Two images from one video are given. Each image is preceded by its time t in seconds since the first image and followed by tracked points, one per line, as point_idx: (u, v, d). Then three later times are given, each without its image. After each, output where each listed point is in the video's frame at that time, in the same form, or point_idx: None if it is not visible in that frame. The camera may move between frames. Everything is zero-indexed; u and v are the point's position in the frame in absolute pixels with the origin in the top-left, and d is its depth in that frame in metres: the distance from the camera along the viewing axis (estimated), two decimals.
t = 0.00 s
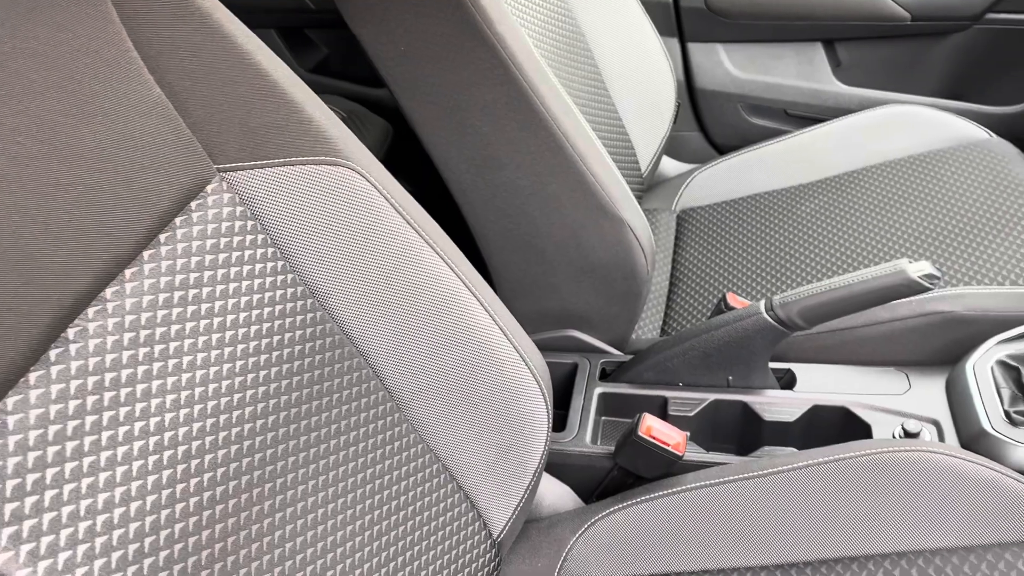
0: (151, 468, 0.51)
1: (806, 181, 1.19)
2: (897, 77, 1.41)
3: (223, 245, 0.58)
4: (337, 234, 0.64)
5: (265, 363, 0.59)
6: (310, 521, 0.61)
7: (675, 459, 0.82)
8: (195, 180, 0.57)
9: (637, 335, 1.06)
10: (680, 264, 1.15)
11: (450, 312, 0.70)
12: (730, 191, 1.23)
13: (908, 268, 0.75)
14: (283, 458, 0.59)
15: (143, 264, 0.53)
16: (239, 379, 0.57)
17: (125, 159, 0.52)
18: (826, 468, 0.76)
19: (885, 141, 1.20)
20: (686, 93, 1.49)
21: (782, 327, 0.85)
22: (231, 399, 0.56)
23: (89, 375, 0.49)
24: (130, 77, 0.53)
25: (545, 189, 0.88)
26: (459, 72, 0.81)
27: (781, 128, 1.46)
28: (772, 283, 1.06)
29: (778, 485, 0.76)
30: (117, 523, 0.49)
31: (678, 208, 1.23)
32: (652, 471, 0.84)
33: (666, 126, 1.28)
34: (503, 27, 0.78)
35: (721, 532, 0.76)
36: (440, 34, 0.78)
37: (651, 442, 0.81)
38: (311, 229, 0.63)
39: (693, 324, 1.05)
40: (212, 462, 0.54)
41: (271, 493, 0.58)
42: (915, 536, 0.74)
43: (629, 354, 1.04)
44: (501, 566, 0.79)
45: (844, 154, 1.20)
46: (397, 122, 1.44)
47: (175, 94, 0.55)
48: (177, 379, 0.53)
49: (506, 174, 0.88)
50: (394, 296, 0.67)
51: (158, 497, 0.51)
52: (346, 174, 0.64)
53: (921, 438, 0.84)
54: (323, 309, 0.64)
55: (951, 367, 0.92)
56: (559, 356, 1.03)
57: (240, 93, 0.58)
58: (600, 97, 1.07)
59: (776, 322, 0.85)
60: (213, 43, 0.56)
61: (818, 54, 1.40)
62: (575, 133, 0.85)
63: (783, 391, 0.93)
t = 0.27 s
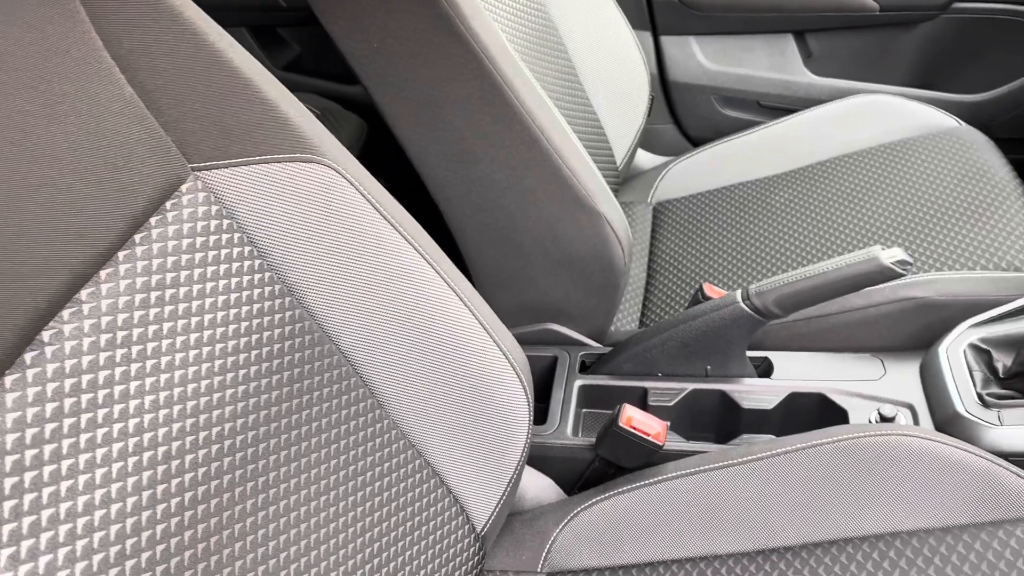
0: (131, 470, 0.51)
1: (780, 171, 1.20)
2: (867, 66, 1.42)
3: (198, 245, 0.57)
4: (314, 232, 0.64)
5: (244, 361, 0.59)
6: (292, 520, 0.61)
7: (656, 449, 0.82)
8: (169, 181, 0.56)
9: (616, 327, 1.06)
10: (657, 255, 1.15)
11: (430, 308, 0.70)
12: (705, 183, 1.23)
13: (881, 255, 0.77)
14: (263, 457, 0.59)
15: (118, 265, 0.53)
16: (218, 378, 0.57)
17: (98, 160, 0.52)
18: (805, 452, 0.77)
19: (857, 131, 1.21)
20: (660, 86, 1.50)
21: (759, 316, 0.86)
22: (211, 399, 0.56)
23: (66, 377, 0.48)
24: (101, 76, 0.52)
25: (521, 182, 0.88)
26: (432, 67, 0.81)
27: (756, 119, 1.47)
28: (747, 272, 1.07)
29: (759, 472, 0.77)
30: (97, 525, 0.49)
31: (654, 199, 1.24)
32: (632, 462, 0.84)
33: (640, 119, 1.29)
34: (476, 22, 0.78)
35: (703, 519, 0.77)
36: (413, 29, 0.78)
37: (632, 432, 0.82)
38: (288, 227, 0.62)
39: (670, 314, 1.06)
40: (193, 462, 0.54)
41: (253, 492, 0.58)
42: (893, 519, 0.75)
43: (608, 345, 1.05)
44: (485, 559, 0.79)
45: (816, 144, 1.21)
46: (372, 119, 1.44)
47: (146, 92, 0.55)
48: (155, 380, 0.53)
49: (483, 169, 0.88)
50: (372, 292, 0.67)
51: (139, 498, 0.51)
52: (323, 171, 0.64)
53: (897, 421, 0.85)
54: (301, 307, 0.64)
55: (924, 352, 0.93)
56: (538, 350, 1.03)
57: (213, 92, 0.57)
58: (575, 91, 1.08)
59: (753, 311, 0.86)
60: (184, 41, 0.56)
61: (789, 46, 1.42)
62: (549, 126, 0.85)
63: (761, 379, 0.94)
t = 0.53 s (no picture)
0: (109, 471, 0.50)
1: (753, 161, 1.21)
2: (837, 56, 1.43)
3: (172, 243, 0.57)
4: (289, 228, 0.63)
5: (221, 360, 0.58)
6: (274, 517, 0.60)
7: (635, 439, 0.83)
8: (141, 179, 0.56)
9: (594, 319, 1.07)
10: (633, 247, 1.16)
11: (407, 303, 0.69)
12: (679, 174, 1.24)
13: (853, 242, 0.77)
14: (244, 455, 0.59)
15: (91, 265, 0.52)
16: (196, 376, 0.56)
17: (68, 158, 0.51)
18: (784, 437, 0.78)
19: (828, 120, 1.22)
20: (632, 79, 1.51)
21: (735, 305, 0.87)
22: (189, 398, 0.56)
23: (41, 379, 0.48)
24: (69, 74, 0.51)
25: (496, 176, 0.88)
26: (404, 62, 0.80)
27: (728, 110, 1.49)
28: (722, 262, 1.07)
29: (738, 457, 0.78)
30: (76, 526, 0.48)
31: (630, 192, 1.25)
32: (612, 452, 0.85)
33: (614, 112, 1.29)
34: (446, 15, 0.77)
35: (684, 506, 0.78)
36: (384, 24, 0.78)
37: (612, 423, 0.82)
38: (263, 224, 0.62)
39: (647, 305, 1.07)
40: (172, 462, 0.54)
41: (234, 490, 0.58)
42: (870, 501, 0.76)
43: (586, 337, 1.05)
44: (468, 553, 0.79)
45: (788, 134, 1.22)
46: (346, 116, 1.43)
47: (115, 90, 0.54)
48: (132, 380, 0.53)
49: (458, 163, 0.88)
50: (347, 287, 0.66)
51: (117, 499, 0.51)
52: (297, 167, 0.63)
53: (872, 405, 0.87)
54: (278, 305, 0.63)
55: (898, 337, 0.95)
56: (517, 343, 1.03)
57: (183, 89, 0.57)
58: (548, 85, 1.08)
59: (729, 300, 0.87)
60: (153, 38, 0.55)
61: (760, 37, 1.43)
62: (524, 120, 0.85)
63: (738, 366, 0.95)
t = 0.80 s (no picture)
0: (87, 472, 0.50)
1: (726, 151, 1.22)
2: (807, 46, 1.44)
3: (146, 242, 0.56)
4: (264, 224, 0.63)
5: (199, 358, 0.58)
6: (256, 515, 0.60)
7: (617, 429, 0.83)
8: (113, 177, 0.55)
9: (572, 311, 1.07)
10: (609, 238, 1.16)
11: (384, 297, 0.69)
12: (654, 165, 1.25)
13: (827, 229, 0.78)
14: (224, 454, 0.58)
15: (64, 265, 0.51)
16: (174, 375, 0.56)
17: (37, 156, 0.50)
18: (764, 422, 0.78)
19: (800, 110, 1.23)
20: (605, 72, 1.51)
21: (713, 293, 0.87)
22: (167, 397, 0.55)
23: (15, 381, 0.47)
24: (36, 70, 0.50)
25: (471, 170, 0.88)
26: (377, 56, 0.80)
27: (700, 102, 1.50)
28: (698, 251, 1.08)
29: (719, 444, 0.78)
30: (55, 529, 0.48)
31: (605, 184, 1.25)
32: (594, 443, 0.85)
33: (587, 104, 1.30)
34: (418, 9, 0.77)
35: (667, 493, 0.78)
36: (356, 17, 0.77)
37: (593, 413, 0.82)
38: (237, 220, 0.61)
39: (624, 296, 1.07)
40: (151, 462, 0.53)
41: (215, 489, 0.57)
42: (851, 484, 0.76)
43: (564, 330, 1.05)
44: (452, 547, 0.79)
45: (761, 124, 1.23)
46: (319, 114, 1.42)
47: (84, 86, 0.53)
48: (108, 381, 0.52)
49: (432, 157, 0.87)
50: (324, 282, 0.66)
51: (95, 501, 0.50)
52: (271, 163, 0.63)
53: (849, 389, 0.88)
54: (255, 302, 0.63)
55: (873, 322, 0.96)
56: (496, 337, 1.03)
57: (154, 86, 0.56)
58: (521, 78, 1.08)
59: (707, 289, 0.87)
60: (122, 34, 0.54)
61: (729, 28, 1.43)
62: (498, 113, 0.84)
63: (717, 355, 0.96)
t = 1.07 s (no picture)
0: (63, 478, 0.49)
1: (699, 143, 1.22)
2: (777, 37, 1.45)
3: (118, 244, 0.55)
4: (237, 223, 0.62)
5: (175, 361, 0.57)
6: (237, 517, 0.59)
7: (597, 421, 0.83)
8: (82, 178, 0.54)
9: (550, 305, 1.07)
10: (585, 232, 1.17)
11: (361, 294, 0.69)
12: (628, 158, 1.25)
13: (801, 217, 0.79)
14: (202, 457, 0.58)
15: (33, 268, 0.50)
16: (149, 378, 0.55)
17: (3, 157, 0.49)
18: (743, 411, 0.78)
19: (771, 100, 1.24)
20: (577, 66, 1.51)
21: (689, 284, 0.88)
22: (143, 401, 0.54)
23: None
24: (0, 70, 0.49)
25: (446, 166, 0.87)
26: (347, 53, 0.78)
27: (672, 94, 1.51)
28: (674, 242, 1.09)
29: (700, 433, 0.79)
30: (31, 537, 0.47)
31: (579, 178, 1.25)
32: (575, 436, 0.85)
33: (560, 98, 1.30)
34: (389, 5, 0.75)
35: (648, 484, 0.78)
36: (325, 14, 0.75)
37: (574, 406, 0.82)
38: (210, 220, 0.60)
39: (601, 288, 1.08)
40: (127, 466, 0.53)
41: (194, 492, 0.57)
42: (831, 469, 0.77)
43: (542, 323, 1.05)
44: (435, 544, 0.78)
45: (734, 115, 1.24)
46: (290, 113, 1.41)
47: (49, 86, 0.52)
48: (82, 385, 0.51)
49: (406, 154, 0.87)
50: (299, 280, 0.65)
51: (72, 507, 0.49)
52: (242, 161, 0.62)
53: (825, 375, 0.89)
54: (230, 303, 0.62)
55: (847, 308, 0.97)
56: (475, 333, 1.03)
57: (120, 85, 0.55)
58: (493, 73, 1.07)
59: (684, 280, 0.88)
60: (87, 32, 0.54)
61: (700, 21, 1.44)
62: (472, 108, 0.83)
63: (694, 345, 0.96)
